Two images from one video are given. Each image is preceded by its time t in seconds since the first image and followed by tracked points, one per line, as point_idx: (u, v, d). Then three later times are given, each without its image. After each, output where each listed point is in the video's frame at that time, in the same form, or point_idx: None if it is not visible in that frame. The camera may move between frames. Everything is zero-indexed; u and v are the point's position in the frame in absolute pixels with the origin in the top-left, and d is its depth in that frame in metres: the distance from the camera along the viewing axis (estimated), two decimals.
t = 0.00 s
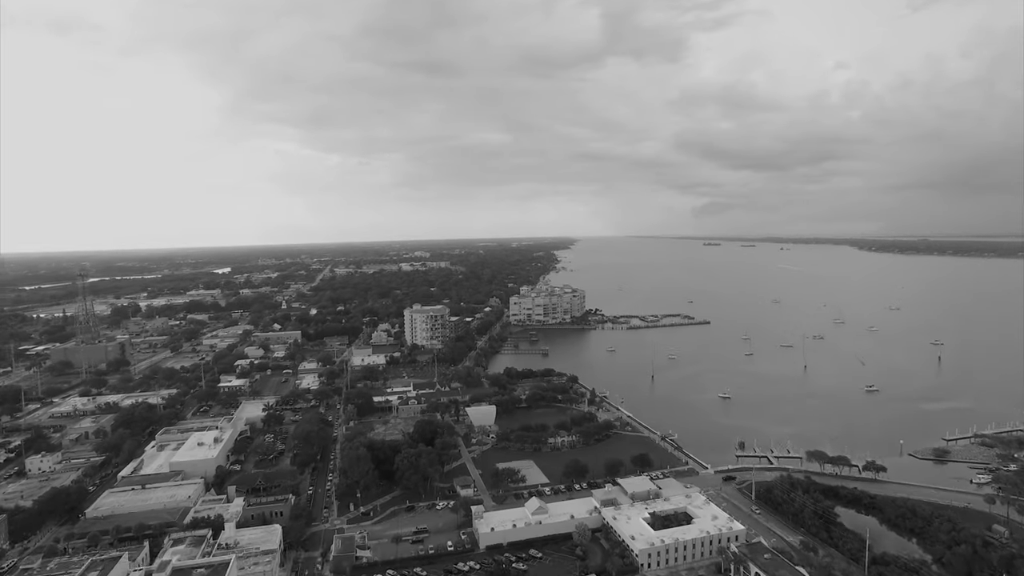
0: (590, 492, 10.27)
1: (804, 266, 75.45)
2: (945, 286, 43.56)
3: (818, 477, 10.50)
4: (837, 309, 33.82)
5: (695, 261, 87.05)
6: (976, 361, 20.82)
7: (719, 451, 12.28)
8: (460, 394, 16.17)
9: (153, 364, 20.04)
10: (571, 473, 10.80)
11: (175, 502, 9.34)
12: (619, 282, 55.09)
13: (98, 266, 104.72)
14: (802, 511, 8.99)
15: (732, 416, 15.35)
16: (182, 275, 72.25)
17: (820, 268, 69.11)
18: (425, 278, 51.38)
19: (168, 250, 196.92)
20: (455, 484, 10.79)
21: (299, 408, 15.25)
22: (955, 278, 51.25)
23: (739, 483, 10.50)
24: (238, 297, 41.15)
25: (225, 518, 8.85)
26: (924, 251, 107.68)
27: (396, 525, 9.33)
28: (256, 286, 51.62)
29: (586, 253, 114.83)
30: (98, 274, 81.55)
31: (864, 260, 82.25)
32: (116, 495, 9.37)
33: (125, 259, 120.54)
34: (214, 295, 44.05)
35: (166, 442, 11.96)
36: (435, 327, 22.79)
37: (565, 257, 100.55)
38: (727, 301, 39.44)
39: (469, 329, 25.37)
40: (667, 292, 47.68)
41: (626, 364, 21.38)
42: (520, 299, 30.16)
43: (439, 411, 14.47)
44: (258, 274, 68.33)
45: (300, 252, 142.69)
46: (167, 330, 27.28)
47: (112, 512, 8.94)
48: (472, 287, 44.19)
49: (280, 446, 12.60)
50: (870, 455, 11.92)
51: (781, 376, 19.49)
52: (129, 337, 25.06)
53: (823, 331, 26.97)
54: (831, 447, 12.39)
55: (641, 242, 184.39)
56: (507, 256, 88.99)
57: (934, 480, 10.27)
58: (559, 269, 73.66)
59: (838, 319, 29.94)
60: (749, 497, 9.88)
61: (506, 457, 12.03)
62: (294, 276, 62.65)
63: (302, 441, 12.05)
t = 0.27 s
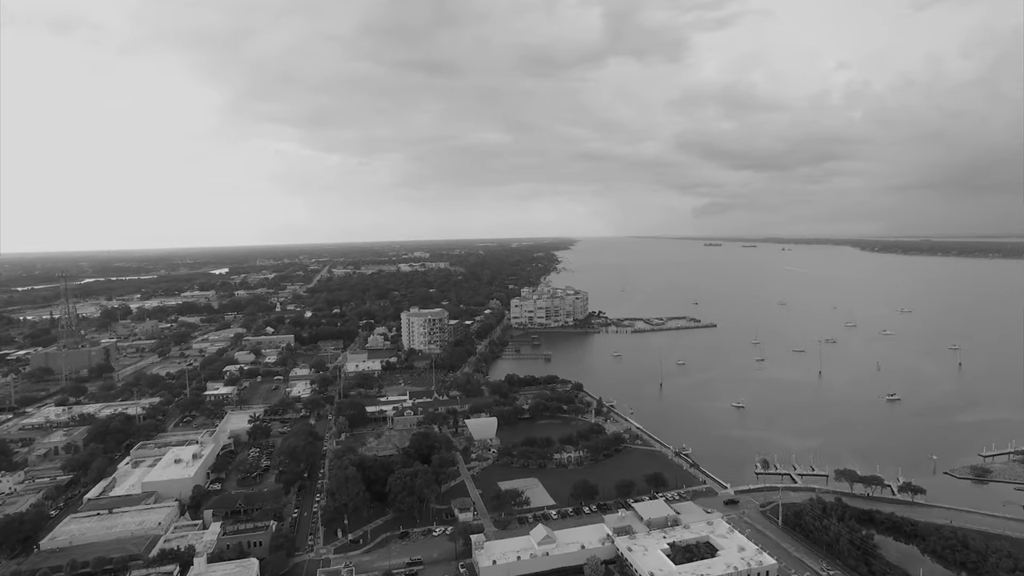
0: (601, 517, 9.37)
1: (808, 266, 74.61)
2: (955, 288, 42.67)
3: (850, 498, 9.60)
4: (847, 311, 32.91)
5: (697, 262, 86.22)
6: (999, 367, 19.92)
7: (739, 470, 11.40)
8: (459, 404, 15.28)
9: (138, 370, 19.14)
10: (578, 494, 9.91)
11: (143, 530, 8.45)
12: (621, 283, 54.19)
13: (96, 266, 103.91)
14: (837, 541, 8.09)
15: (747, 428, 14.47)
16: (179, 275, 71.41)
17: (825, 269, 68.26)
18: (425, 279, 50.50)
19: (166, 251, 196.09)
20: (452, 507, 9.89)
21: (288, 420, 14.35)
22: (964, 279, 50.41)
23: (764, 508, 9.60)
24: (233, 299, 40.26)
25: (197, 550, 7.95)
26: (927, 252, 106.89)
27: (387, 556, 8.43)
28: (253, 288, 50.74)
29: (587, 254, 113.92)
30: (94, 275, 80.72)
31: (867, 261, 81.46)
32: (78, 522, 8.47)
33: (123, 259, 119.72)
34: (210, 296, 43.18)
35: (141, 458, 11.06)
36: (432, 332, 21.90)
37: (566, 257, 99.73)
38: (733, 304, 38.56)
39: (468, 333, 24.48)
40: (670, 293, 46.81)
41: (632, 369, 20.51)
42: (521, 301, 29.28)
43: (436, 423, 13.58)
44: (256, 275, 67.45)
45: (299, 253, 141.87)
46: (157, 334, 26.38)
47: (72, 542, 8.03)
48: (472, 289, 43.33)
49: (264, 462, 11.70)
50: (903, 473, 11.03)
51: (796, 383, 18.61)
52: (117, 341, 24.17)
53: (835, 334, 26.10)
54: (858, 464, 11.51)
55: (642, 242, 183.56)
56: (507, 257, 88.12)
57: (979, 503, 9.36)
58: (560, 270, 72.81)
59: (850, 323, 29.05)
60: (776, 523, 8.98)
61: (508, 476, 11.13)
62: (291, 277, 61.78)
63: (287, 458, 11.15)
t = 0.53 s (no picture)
0: (613, 547, 8.48)
1: (811, 267, 73.82)
2: (965, 289, 41.81)
3: (889, 525, 8.68)
4: (858, 313, 32.04)
5: (698, 262, 85.39)
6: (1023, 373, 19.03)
7: (762, 490, 10.53)
8: (457, 414, 14.38)
9: (122, 376, 18.23)
10: (587, 520, 9.00)
11: (102, 565, 7.48)
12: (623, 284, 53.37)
13: (93, 266, 103.04)
14: None
15: (763, 441, 13.61)
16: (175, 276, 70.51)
17: (828, 270, 67.46)
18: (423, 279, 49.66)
19: (164, 250, 195.20)
20: (449, 534, 8.98)
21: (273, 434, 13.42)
22: (973, 279, 49.56)
23: (794, 535, 8.67)
24: (227, 300, 39.37)
25: None
26: (930, 251, 106.20)
27: None
28: (248, 288, 49.92)
29: (588, 254, 113.05)
30: (90, 275, 79.81)
31: (871, 260, 80.63)
32: (28, 556, 7.55)
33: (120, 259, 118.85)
34: (204, 297, 42.27)
35: (110, 477, 10.14)
36: (430, 336, 21.00)
37: (566, 257, 98.94)
38: (740, 305, 37.69)
39: (467, 337, 23.60)
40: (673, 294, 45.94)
41: (639, 375, 19.63)
42: (522, 303, 28.39)
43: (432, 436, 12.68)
44: (252, 275, 66.53)
45: (297, 253, 141.02)
46: (145, 336, 25.47)
47: None
48: (472, 290, 42.47)
49: (246, 481, 10.78)
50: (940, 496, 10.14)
51: (812, 390, 17.73)
52: (102, 344, 23.26)
53: (848, 337, 25.23)
54: (890, 485, 10.63)
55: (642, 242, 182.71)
56: (507, 257, 87.23)
57: None
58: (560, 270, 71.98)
59: (861, 325, 28.16)
60: (808, 554, 8.08)
61: (510, 497, 10.23)
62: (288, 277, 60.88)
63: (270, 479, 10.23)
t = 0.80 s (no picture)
0: None
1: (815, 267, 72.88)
2: (975, 290, 40.93)
3: (938, 560, 7.76)
4: (868, 315, 31.12)
5: (700, 262, 84.43)
6: None
7: (790, 516, 9.61)
8: (455, 427, 13.45)
9: (101, 383, 17.25)
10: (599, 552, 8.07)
11: None
12: (625, 285, 52.46)
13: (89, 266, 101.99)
14: None
15: (783, 457, 12.70)
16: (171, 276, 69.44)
17: (833, 270, 66.55)
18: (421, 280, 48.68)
19: (163, 250, 194.23)
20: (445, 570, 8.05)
21: (257, 448, 12.50)
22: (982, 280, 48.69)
23: (830, 570, 7.73)
24: (221, 302, 38.37)
25: None
26: (934, 251, 105.32)
27: None
28: (243, 289, 48.97)
29: (588, 254, 112.15)
30: (84, 275, 78.72)
31: (875, 260, 79.70)
32: None
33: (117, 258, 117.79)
34: (197, 299, 41.27)
35: (72, 501, 9.17)
36: (427, 340, 20.04)
37: (567, 257, 97.94)
38: (746, 307, 36.78)
39: (466, 342, 22.67)
40: (677, 295, 45.01)
41: (647, 381, 18.71)
42: (523, 305, 27.45)
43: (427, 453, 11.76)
44: (249, 275, 65.53)
45: (295, 252, 140.07)
46: (131, 340, 24.52)
47: None
48: (471, 291, 41.52)
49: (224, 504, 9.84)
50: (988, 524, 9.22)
51: (830, 399, 16.83)
52: (86, 349, 22.31)
53: (862, 342, 24.32)
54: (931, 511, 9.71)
55: (643, 242, 181.72)
56: (507, 257, 86.25)
57: None
58: (561, 270, 71.03)
59: (874, 328, 27.25)
60: None
61: (513, 524, 9.31)
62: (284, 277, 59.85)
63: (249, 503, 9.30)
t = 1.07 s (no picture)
0: None
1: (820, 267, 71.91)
2: (988, 291, 40.02)
3: None
4: (882, 317, 30.20)
5: (703, 262, 83.40)
6: None
7: (826, 546, 8.68)
8: (453, 441, 12.53)
9: (80, 391, 16.29)
10: None
11: None
12: (628, 285, 51.49)
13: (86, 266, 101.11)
14: None
15: (808, 472, 11.79)
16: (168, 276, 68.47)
17: (838, 270, 65.61)
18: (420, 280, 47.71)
19: (161, 249, 193.23)
20: None
21: (240, 465, 11.57)
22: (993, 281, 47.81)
23: None
24: (214, 303, 37.40)
25: None
26: (939, 251, 104.15)
27: None
28: (239, 290, 48.01)
29: (590, 254, 111.44)
30: (80, 275, 77.79)
31: (881, 260, 78.65)
32: None
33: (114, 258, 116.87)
34: (191, 300, 40.29)
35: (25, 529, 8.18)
36: (424, 346, 19.11)
37: (568, 257, 96.96)
38: (753, 309, 35.87)
39: (466, 347, 21.74)
40: (682, 296, 44.06)
41: (657, 388, 17.80)
42: (525, 307, 26.52)
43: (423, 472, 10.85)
44: (246, 275, 64.55)
45: (294, 252, 139.04)
46: (118, 343, 23.57)
47: None
48: (472, 291, 40.58)
49: (197, 531, 8.89)
50: None
51: (851, 407, 15.93)
52: (68, 353, 21.35)
53: (877, 345, 23.40)
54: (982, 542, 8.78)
55: (644, 242, 180.67)
56: (508, 258, 85.40)
57: None
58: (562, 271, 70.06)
59: (889, 330, 26.33)
60: None
61: (518, 555, 8.42)
62: (281, 278, 58.90)
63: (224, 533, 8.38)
